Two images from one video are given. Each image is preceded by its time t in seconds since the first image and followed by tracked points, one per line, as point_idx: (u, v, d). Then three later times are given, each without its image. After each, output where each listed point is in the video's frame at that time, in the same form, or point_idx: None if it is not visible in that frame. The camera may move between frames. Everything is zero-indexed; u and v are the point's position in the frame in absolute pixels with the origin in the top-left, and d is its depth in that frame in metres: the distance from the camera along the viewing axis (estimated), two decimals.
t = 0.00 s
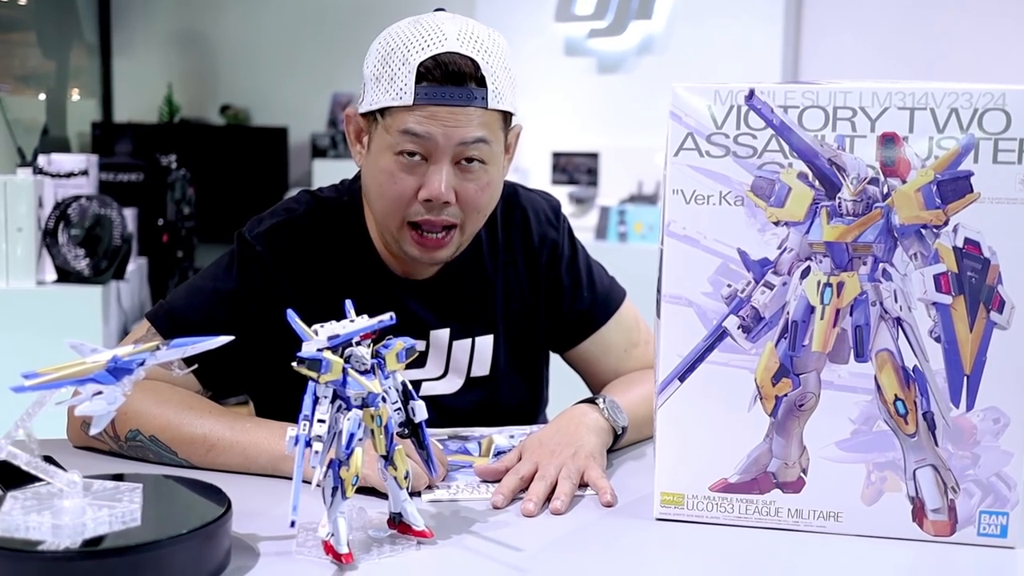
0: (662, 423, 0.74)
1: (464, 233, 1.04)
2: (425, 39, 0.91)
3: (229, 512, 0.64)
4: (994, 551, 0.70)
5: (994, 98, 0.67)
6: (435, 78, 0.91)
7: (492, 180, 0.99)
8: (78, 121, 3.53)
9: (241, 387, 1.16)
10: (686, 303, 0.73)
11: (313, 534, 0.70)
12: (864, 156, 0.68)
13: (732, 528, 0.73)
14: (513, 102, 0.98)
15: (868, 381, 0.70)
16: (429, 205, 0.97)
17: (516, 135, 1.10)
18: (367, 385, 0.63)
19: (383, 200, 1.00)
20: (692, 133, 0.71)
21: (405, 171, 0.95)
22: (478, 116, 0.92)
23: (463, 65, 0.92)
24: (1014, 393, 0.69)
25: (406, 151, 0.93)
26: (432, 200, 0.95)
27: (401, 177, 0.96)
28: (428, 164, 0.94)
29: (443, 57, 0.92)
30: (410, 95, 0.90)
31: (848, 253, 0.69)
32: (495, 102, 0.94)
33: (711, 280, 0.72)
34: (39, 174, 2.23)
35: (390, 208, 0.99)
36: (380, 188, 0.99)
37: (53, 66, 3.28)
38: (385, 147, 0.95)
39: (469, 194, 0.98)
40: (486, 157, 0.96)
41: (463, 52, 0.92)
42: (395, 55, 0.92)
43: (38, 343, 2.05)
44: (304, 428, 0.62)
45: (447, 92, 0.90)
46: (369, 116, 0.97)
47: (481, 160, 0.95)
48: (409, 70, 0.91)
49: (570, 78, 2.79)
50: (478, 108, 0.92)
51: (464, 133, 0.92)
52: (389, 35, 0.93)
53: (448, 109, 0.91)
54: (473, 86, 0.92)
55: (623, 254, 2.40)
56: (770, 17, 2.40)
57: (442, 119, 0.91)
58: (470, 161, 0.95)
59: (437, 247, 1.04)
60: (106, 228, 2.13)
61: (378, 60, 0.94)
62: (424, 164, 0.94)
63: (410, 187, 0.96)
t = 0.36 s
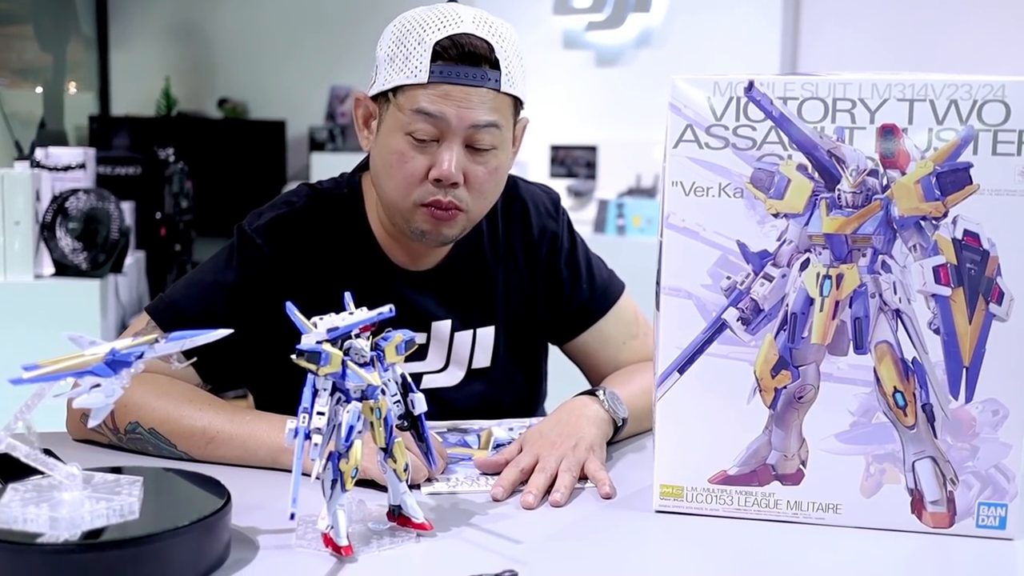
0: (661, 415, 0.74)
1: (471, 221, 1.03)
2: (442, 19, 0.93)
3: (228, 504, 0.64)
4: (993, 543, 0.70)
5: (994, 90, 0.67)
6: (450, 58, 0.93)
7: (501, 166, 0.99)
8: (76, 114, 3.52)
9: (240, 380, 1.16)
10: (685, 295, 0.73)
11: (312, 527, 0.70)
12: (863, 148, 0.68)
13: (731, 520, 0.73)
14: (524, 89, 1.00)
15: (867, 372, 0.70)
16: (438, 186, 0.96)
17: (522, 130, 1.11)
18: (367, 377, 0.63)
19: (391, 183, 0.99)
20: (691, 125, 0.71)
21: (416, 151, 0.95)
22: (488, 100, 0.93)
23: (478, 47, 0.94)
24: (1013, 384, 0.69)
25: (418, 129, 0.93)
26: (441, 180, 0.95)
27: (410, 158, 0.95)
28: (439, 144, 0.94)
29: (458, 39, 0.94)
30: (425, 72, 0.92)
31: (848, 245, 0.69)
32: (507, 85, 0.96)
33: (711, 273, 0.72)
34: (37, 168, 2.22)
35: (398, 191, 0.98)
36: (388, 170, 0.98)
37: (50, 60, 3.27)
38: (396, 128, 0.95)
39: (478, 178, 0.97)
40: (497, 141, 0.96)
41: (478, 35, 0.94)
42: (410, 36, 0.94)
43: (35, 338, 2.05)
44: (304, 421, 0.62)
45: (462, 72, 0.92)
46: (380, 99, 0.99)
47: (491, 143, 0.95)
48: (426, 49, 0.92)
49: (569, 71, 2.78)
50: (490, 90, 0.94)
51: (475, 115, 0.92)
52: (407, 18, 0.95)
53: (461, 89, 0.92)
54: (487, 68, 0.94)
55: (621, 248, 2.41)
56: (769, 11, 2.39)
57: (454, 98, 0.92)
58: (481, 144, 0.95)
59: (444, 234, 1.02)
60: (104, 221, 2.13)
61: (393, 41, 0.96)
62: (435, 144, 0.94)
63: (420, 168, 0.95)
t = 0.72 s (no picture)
0: (661, 412, 0.74)
1: (460, 207, 1.03)
2: (422, 7, 0.95)
3: (230, 500, 0.64)
4: (992, 539, 0.70)
5: (993, 87, 0.67)
6: (431, 43, 0.94)
7: (487, 151, 1.00)
8: (75, 111, 3.52)
9: (241, 377, 1.16)
10: (685, 292, 0.73)
11: (314, 523, 0.71)
12: (863, 144, 0.68)
13: (731, 516, 0.74)
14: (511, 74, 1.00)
15: (867, 369, 0.71)
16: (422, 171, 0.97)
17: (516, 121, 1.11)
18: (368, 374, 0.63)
19: (377, 170, 1.00)
20: (691, 122, 0.71)
21: (399, 137, 0.96)
22: (471, 84, 0.94)
23: (458, 32, 0.95)
24: (1014, 381, 0.69)
25: (400, 115, 0.94)
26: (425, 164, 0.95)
27: (394, 144, 0.96)
28: (421, 128, 0.95)
29: (439, 25, 0.95)
30: (405, 58, 0.93)
31: (848, 242, 0.69)
32: (490, 69, 0.96)
33: (711, 269, 0.72)
34: (36, 165, 2.22)
35: (384, 177, 0.99)
36: (374, 158, 0.99)
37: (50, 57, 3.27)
38: (380, 115, 0.97)
39: (463, 161, 0.98)
40: (480, 125, 0.97)
41: (459, 20, 0.95)
42: (393, 25, 0.96)
43: (36, 335, 2.05)
44: (305, 417, 0.62)
45: (443, 56, 0.93)
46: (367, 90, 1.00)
47: (475, 127, 0.96)
48: (406, 35, 0.94)
49: (569, 67, 2.78)
50: (473, 73, 0.94)
51: (457, 99, 0.93)
52: (390, 10, 0.97)
53: (442, 74, 0.93)
54: (468, 52, 0.94)
55: (621, 244, 2.40)
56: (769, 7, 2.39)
57: (436, 83, 0.93)
58: (464, 127, 0.95)
59: (432, 220, 1.03)
60: (105, 218, 2.13)
61: (378, 32, 0.97)
62: (418, 129, 0.95)
63: (404, 153, 0.96)
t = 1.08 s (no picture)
0: (661, 411, 0.74)
1: (446, 174, 1.03)
2: None
3: (232, 499, 0.64)
4: (991, 538, 0.70)
5: (993, 86, 0.67)
6: (399, 12, 0.97)
7: (465, 113, 1.01)
8: (76, 109, 3.52)
9: (242, 375, 1.17)
10: (685, 291, 0.73)
11: (315, 521, 0.71)
12: (863, 144, 0.68)
13: (731, 514, 0.74)
14: (483, 40, 1.03)
15: (867, 368, 0.71)
16: (401, 134, 0.97)
17: (499, 95, 1.12)
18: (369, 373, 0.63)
19: (359, 145, 1.01)
20: (691, 122, 0.71)
21: (376, 106, 0.97)
22: (441, 47, 0.97)
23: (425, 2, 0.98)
24: (1013, 379, 0.69)
25: (375, 82, 0.96)
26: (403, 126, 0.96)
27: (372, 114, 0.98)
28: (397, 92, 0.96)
29: None
30: (375, 29, 0.96)
31: (847, 242, 0.69)
32: (459, 33, 0.99)
33: (711, 269, 0.72)
34: (36, 163, 2.22)
35: (366, 150, 1.00)
36: (355, 135, 1.00)
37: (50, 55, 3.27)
38: (357, 91, 0.99)
39: (441, 123, 0.99)
40: (454, 85, 0.98)
41: None
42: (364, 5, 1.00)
43: (37, 334, 2.05)
44: (306, 416, 0.62)
45: (412, 22, 0.96)
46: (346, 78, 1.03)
47: (449, 87, 0.98)
48: (374, 9, 0.97)
49: (569, 66, 2.78)
50: (443, 37, 0.97)
51: (428, 59, 0.96)
52: None
53: (411, 38, 0.96)
54: (435, 16, 0.97)
55: (620, 242, 2.40)
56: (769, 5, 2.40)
57: (406, 46, 0.95)
58: (437, 88, 0.97)
59: (417, 187, 1.03)
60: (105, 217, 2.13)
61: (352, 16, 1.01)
62: (392, 94, 0.97)
63: (382, 121, 0.97)
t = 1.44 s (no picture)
0: (662, 410, 0.75)
1: (429, 178, 1.04)
2: None
3: (234, 498, 0.65)
4: (991, 537, 0.70)
5: (992, 87, 0.67)
6: (375, 20, 0.96)
7: (445, 117, 1.01)
8: (77, 109, 3.52)
9: (243, 374, 1.17)
10: (685, 291, 0.73)
11: (316, 521, 0.71)
12: (863, 144, 0.68)
13: (731, 514, 0.74)
14: (461, 41, 1.02)
15: (867, 368, 0.71)
16: (383, 145, 0.98)
17: (487, 91, 1.13)
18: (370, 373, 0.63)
19: (343, 153, 1.01)
20: (691, 122, 0.71)
21: (357, 117, 0.97)
22: (417, 54, 0.96)
23: (399, 8, 0.98)
24: (1013, 378, 0.70)
25: (353, 94, 0.96)
26: (383, 137, 0.97)
27: (353, 125, 0.98)
28: (375, 103, 0.96)
29: (381, 5, 0.98)
30: (351, 39, 0.96)
31: (847, 242, 0.69)
32: (434, 37, 0.98)
33: (711, 269, 0.73)
34: (37, 163, 2.22)
35: (351, 159, 1.00)
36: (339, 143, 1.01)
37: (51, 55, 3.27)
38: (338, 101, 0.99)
39: (420, 130, 0.99)
40: (431, 90, 0.98)
41: None
42: (341, 14, 0.99)
43: (38, 333, 2.05)
44: (308, 416, 0.63)
45: (389, 30, 0.95)
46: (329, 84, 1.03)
47: (427, 94, 0.98)
48: (350, 19, 0.97)
49: (569, 65, 2.78)
50: (419, 43, 0.97)
51: (404, 69, 0.96)
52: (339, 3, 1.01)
53: (386, 48, 0.95)
54: (409, 22, 0.97)
55: (620, 241, 2.41)
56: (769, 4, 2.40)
57: (382, 56, 0.95)
58: (415, 96, 0.97)
59: (403, 192, 1.03)
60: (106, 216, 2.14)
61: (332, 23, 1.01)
62: (371, 105, 0.97)
63: (363, 132, 0.97)
